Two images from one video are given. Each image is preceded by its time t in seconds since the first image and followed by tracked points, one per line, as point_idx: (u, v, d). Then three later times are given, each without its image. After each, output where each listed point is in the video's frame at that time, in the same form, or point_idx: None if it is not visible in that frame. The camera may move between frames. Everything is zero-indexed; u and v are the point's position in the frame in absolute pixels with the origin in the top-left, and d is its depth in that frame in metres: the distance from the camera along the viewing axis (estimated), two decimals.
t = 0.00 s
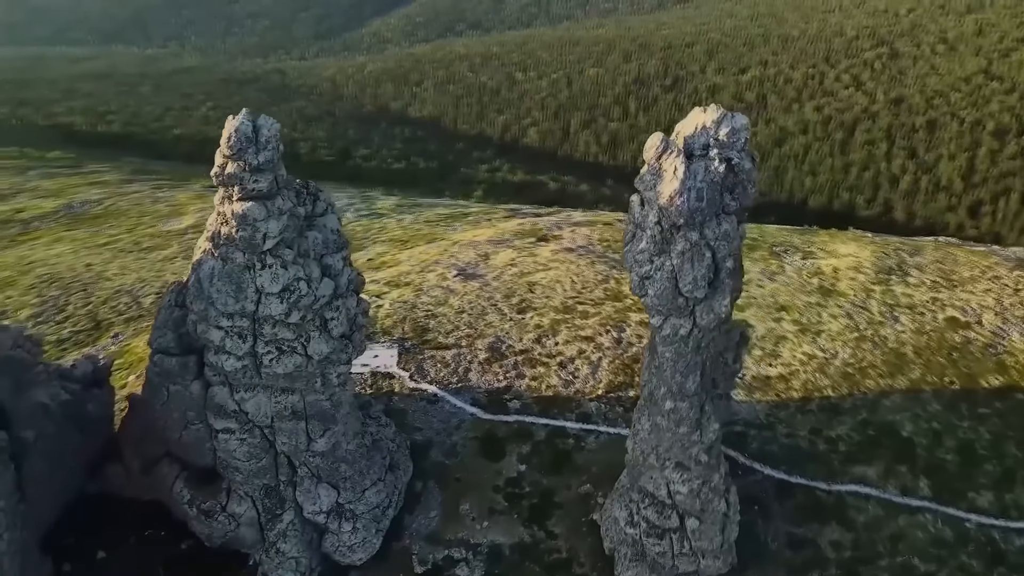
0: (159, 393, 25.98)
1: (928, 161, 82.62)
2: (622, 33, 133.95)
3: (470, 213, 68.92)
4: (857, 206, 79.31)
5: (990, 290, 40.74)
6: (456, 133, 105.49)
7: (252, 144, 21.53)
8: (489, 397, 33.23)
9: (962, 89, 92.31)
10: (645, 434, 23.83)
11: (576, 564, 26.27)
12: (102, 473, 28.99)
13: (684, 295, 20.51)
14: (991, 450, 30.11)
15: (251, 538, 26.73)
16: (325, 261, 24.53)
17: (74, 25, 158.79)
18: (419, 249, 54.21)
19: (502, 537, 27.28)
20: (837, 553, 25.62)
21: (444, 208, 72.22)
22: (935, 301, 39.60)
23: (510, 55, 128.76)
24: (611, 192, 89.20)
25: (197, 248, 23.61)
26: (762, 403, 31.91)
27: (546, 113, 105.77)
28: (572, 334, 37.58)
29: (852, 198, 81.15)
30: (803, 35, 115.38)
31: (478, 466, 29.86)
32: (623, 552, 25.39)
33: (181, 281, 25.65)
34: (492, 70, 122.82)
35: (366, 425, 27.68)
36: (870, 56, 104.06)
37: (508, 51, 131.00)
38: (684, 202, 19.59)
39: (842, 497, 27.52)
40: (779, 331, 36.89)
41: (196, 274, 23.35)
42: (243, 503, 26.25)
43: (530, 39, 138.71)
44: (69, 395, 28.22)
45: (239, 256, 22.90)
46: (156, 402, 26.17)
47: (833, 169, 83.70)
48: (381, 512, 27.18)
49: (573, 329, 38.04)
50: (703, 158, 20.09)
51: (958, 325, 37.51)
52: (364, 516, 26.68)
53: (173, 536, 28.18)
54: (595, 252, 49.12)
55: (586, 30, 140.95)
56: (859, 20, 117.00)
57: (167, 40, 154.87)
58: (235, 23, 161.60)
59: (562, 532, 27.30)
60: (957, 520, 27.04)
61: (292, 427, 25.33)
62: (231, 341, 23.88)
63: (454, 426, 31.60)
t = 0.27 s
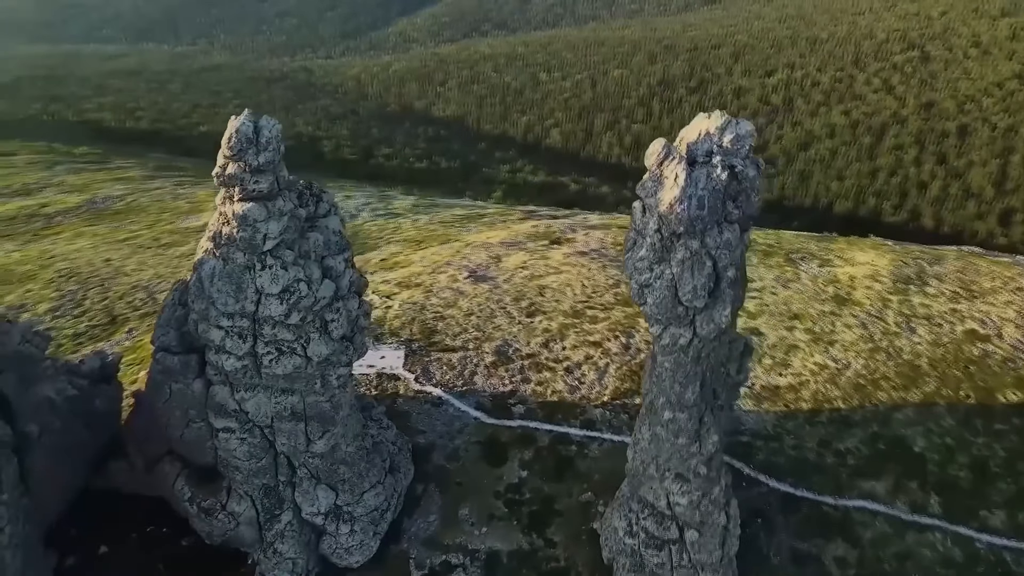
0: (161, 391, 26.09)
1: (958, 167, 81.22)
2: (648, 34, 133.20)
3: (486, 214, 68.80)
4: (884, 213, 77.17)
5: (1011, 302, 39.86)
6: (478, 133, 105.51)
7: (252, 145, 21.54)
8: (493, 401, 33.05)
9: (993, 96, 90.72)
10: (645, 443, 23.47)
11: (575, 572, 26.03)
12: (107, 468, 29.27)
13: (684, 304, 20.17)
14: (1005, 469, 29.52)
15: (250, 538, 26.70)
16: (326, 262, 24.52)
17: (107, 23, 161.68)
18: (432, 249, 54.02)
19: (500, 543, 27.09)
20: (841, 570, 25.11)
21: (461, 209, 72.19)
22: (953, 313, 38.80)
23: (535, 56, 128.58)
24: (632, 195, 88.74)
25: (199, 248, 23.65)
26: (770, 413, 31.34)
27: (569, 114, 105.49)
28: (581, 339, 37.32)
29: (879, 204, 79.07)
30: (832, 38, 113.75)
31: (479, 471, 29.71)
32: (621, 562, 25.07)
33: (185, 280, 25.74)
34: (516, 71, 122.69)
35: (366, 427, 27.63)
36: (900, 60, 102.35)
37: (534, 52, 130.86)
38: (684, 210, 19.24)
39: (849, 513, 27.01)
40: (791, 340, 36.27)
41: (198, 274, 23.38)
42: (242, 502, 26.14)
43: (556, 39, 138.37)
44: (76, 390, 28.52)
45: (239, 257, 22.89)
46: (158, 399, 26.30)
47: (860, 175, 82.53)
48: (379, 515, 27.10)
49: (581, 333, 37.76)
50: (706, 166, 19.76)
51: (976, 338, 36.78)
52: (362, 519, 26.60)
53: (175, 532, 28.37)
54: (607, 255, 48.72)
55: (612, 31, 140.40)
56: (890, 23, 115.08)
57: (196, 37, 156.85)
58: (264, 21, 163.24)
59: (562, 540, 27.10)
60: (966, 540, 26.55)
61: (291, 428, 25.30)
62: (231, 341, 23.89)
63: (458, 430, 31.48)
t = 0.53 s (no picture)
0: (163, 390, 26.16)
1: (978, 171, 80.24)
2: (664, 35, 132.53)
3: (496, 215, 68.63)
4: (901, 216, 76.73)
5: None
6: (492, 133, 105.39)
7: (252, 146, 21.57)
8: (496, 404, 32.93)
9: (1015, 99, 89.45)
10: (645, 450, 23.23)
11: None
12: (109, 466, 29.47)
13: (683, 310, 19.95)
14: (1014, 480, 29.05)
15: (250, 537, 26.73)
16: (327, 263, 24.47)
17: (127, 21, 163.42)
18: (440, 250, 53.91)
19: (499, 547, 26.97)
20: None
21: (471, 210, 72.09)
22: (965, 320, 38.24)
23: (550, 56, 128.32)
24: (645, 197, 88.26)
25: (200, 248, 23.71)
26: (775, 420, 30.99)
27: (585, 115, 105.13)
28: (585, 342, 37.13)
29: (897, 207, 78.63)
30: (851, 39, 112.53)
31: (480, 473, 29.60)
32: (620, 569, 24.88)
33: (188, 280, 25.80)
34: (532, 71, 122.45)
35: (367, 429, 27.58)
36: (920, 62, 100.94)
37: (549, 52, 130.60)
38: (684, 215, 18.99)
39: (853, 522, 26.65)
40: (798, 345, 35.87)
41: (199, 273, 23.43)
42: (243, 501, 26.12)
43: (572, 40, 138.01)
44: (80, 388, 28.72)
45: (240, 257, 22.90)
46: (160, 398, 26.39)
47: (878, 178, 81.65)
48: (378, 517, 27.08)
49: (586, 337, 37.56)
50: (707, 171, 19.53)
51: (987, 346, 36.28)
52: (361, 520, 26.57)
53: (176, 530, 28.53)
54: (616, 258, 48.40)
55: (628, 32, 139.87)
56: (910, 24, 113.68)
57: (214, 36, 158.06)
58: (281, 21, 164.15)
59: (561, 544, 26.92)
60: (972, 551, 26.13)
61: (291, 428, 25.26)
62: (231, 341, 23.90)
63: (460, 432, 31.37)
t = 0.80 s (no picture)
0: (166, 387, 26.24)
1: (1014, 180, 78.30)
2: (695, 37, 131.28)
3: (515, 217, 68.40)
4: (933, 224, 75.18)
5: None
6: (518, 133, 105.16)
7: (254, 147, 21.64)
8: (501, 409, 32.69)
9: None
10: (644, 462, 22.80)
11: None
12: (115, 461, 29.70)
13: (682, 320, 19.55)
14: None
15: (249, 537, 26.71)
16: (329, 265, 24.42)
17: (164, 19, 166.33)
18: (456, 252, 53.79)
19: (495, 555, 27.03)
20: None
21: (490, 211, 71.90)
22: (988, 335, 37.22)
23: (579, 58, 127.76)
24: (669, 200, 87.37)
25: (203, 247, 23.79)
26: (784, 433, 30.33)
27: (611, 117, 104.38)
28: (595, 348, 36.78)
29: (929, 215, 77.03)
30: (886, 43, 110.28)
31: (482, 480, 29.55)
32: None
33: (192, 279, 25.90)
34: (560, 72, 122.08)
35: (368, 432, 27.48)
36: (957, 67, 98.51)
37: (578, 54, 130.09)
38: (684, 224, 18.56)
39: (860, 542, 26.00)
40: (812, 357, 35.13)
41: (201, 273, 23.51)
42: (241, 502, 25.92)
43: (601, 42, 137.27)
44: (89, 383, 28.90)
45: (240, 258, 22.90)
46: (163, 396, 26.49)
47: (909, 184, 79.96)
48: (376, 521, 26.97)
49: (596, 343, 37.19)
50: (710, 180, 19.13)
51: (1009, 363, 35.30)
52: (359, 523, 26.48)
53: (179, 527, 28.74)
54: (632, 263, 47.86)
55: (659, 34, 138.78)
56: (947, 28, 111.07)
57: (248, 35, 160.06)
58: (313, 19, 165.72)
59: (559, 554, 26.94)
60: None
61: (291, 429, 25.19)
62: (232, 341, 23.90)
63: (464, 437, 31.19)
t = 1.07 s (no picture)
0: (168, 386, 26.36)
1: None
2: (719, 39, 130.19)
3: (528, 218, 68.24)
4: (957, 230, 74.02)
5: None
6: (537, 134, 104.86)
7: (254, 149, 21.67)
8: (505, 413, 32.50)
9: None
10: (643, 471, 22.48)
11: None
12: (119, 458, 29.84)
13: (681, 330, 19.31)
14: None
15: (248, 537, 26.69)
16: (329, 267, 24.38)
17: (190, 17, 168.24)
18: (468, 253, 53.63)
19: (494, 561, 26.85)
20: None
21: (504, 212, 71.72)
22: (1003, 347, 36.56)
23: (601, 59, 127.28)
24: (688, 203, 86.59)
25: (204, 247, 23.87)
26: (791, 444, 29.81)
27: (632, 118, 103.74)
28: (601, 354, 36.51)
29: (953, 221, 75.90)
30: (912, 46, 108.53)
31: (483, 485, 29.42)
32: None
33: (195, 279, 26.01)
34: (581, 73, 121.63)
35: (369, 434, 27.41)
36: (985, 71, 96.65)
37: (599, 55, 129.61)
38: (682, 232, 18.25)
39: (864, 557, 25.58)
40: (823, 366, 34.57)
41: (202, 273, 23.58)
42: (242, 501, 26.08)
43: (623, 43, 136.67)
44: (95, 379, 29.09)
45: (240, 259, 22.89)
46: (166, 394, 26.61)
47: (934, 190, 78.68)
48: (375, 524, 26.89)
49: (602, 348, 36.92)
50: (711, 187, 18.81)
51: None
52: (357, 527, 26.38)
53: (180, 525, 28.78)
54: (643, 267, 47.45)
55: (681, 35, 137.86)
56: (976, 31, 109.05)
57: (272, 33, 161.27)
58: (336, 18, 166.63)
59: (558, 562, 26.74)
60: None
61: (290, 431, 25.12)
62: (232, 342, 23.91)
63: (466, 441, 31.10)
